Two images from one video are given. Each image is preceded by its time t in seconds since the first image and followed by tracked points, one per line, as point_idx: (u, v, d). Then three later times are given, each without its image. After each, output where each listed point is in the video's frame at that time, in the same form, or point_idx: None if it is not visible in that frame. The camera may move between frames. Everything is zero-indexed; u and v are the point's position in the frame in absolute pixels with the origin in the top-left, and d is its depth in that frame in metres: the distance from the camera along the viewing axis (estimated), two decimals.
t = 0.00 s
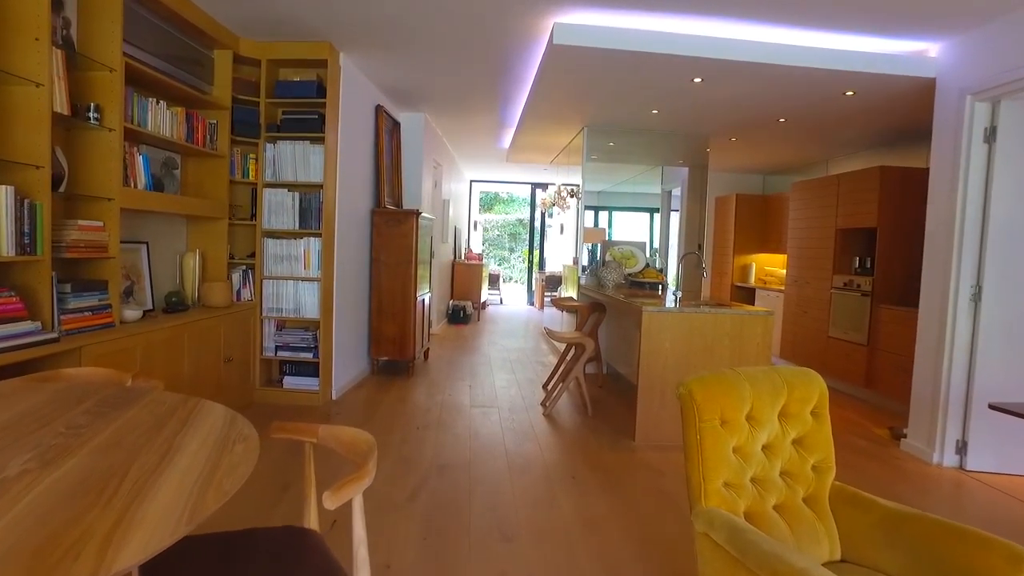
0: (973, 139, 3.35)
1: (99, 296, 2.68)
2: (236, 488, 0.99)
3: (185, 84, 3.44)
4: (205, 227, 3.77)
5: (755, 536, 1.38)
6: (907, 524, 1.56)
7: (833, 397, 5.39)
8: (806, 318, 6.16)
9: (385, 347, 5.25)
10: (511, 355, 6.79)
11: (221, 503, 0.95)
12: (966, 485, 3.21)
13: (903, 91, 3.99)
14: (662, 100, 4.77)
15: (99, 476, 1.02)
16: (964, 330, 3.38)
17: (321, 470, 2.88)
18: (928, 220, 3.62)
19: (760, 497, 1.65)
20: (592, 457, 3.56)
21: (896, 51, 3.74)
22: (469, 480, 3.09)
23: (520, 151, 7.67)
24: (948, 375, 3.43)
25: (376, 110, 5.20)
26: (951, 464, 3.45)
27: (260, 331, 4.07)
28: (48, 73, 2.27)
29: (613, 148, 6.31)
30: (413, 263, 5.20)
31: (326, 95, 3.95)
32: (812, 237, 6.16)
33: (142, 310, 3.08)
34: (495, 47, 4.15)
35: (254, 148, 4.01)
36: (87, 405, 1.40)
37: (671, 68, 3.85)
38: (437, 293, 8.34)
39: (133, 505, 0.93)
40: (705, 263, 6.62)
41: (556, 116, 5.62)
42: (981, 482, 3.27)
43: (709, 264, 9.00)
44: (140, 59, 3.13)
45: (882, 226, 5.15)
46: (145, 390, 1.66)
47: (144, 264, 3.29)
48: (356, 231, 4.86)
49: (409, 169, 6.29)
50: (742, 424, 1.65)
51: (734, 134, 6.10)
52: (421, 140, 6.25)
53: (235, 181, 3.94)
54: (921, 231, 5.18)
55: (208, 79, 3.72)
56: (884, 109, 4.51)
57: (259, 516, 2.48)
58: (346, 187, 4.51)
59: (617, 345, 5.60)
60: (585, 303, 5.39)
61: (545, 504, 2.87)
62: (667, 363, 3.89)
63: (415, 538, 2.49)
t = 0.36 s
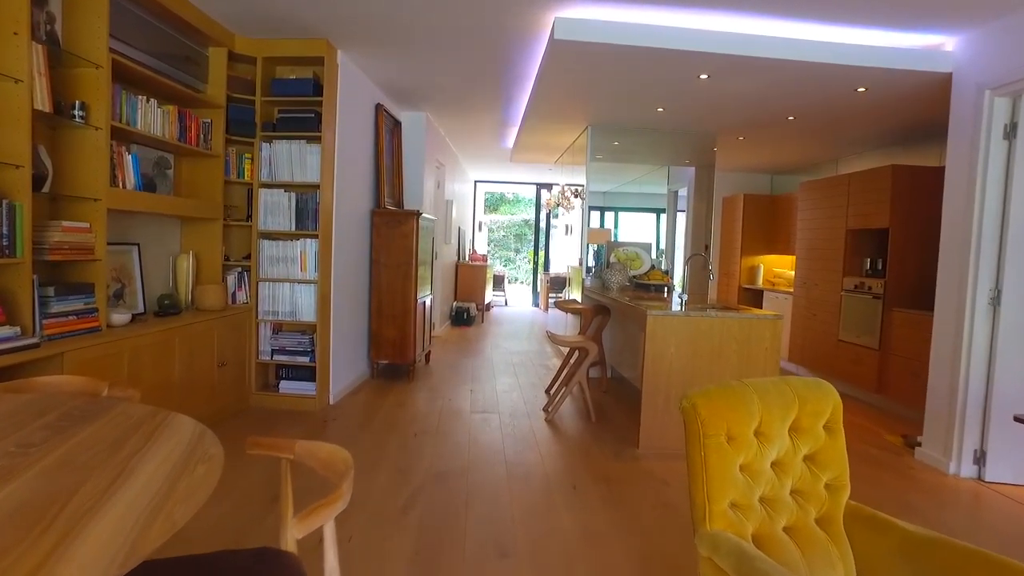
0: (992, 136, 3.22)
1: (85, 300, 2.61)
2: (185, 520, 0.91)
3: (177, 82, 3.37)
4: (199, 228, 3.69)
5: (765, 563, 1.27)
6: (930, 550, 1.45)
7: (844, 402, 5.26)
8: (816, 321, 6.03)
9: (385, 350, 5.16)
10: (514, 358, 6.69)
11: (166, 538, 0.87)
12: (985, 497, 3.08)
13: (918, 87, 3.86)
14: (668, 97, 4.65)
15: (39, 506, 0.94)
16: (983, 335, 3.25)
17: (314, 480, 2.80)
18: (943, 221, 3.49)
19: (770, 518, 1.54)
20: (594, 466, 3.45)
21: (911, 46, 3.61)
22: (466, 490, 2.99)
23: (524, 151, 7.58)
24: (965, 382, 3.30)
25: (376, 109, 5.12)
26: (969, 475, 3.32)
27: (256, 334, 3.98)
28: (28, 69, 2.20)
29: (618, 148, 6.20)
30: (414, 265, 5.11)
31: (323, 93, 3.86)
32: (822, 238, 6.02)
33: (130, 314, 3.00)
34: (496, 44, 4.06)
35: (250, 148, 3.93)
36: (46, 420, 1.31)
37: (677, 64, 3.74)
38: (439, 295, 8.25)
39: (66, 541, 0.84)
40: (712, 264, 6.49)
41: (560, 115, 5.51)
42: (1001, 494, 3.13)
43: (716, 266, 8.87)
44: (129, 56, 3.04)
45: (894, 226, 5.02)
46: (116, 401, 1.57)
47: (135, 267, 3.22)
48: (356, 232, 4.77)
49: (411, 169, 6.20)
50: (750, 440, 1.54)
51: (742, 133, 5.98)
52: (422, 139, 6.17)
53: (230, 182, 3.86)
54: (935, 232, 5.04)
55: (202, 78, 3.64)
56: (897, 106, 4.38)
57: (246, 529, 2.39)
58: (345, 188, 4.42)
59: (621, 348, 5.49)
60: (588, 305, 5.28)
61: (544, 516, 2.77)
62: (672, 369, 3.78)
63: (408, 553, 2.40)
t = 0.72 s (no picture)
0: (1017, 132, 3.08)
1: (76, 302, 2.55)
2: (134, 548, 0.83)
3: (174, 80, 3.31)
4: (198, 228, 3.63)
5: None
6: None
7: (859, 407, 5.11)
8: (829, 324, 5.88)
9: (389, 353, 5.08)
10: (521, 360, 6.59)
11: (110, 568, 0.79)
12: (1010, 509, 2.95)
13: (937, 82, 3.72)
14: (677, 94, 4.55)
15: None
16: (1007, 340, 3.11)
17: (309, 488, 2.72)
18: (965, 221, 3.36)
19: (784, 539, 1.44)
20: (600, 473, 3.35)
21: (931, 38, 3.48)
22: (467, 498, 2.90)
23: (531, 150, 7.49)
24: (989, 388, 3.16)
25: (379, 107, 5.04)
26: (992, 486, 3.18)
27: (256, 336, 3.92)
28: (13, 63, 2.14)
29: (627, 147, 6.09)
30: (417, 266, 5.03)
31: (324, 90, 3.78)
32: (835, 238, 5.87)
33: (125, 316, 2.94)
34: (501, 40, 3.97)
35: (249, 146, 3.87)
36: (8, 433, 1.24)
37: (687, 59, 3.63)
38: (446, 296, 8.18)
39: None
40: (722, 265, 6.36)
41: (567, 113, 5.41)
42: None
43: (726, 266, 8.72)
44: (123, 53, 2.97)
45: (912, 226, 4.86)
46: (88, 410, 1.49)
47: (131, 268, 3.16)
48: (358, 232, 4.70)
49: (415, 169, 6.13)
50: (763, 455, 1.44)
51: (753, 131, 5.85)
52: (427, 139, 6.09)
53: (229, 181, 3.80)
54: (954, 232, 4.88)
55: (200, 75, 3.57)
56: (915, 102, 4.24)
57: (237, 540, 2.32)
58: (347, 187, 4.35)
59: (629, 351, 5.38)
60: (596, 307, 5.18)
61: (547, 527, 2.67)
62: (681, 373, 3.66)
63: (403, 566, 2.31)
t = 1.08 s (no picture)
0: None
1: (75, 303, 2.50)
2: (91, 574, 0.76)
3: (178, 78, 3.27)
4: (202, 228, 3.59)
5: None
6: None
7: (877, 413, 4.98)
8: (845, 326, 5.74)
9: (396, 355, 5.02)
10: (530, 362, 6.51)
11: None
12: None
13: (961, 76, 3.59)
14: (689, 91, 4.45)
15: None
16: None
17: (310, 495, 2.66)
18: (990, 220, 3.23)
19: (805, 559, 1.35)
20: (610, 480, 3.26)
21: (954, 30, 3.36)
22: (472, 505, 2.82)
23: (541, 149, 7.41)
24: (1016, 394, 3.03)
25: (387, 106, 4.99)
26: (1020, 497, 3.05)
27: (261, 338, 3.87)
28: (9, 60, 2.10)
29: (638, 146, 5.97)
30: (425, 266, 4.97)
31: (329, 88, 3.73)
32: (852, 238, 5.73)
33: (125, 317, 2.90)
34: (509, 37, 3.90)
35: (254, 145, 3.83)
36: None
37: (700, 55, 3.54)
38: (455, 297, 8.11)
39: None
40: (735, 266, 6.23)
41: (577, 111, 5.33)
42: None
43: (739, 268, 8.58)
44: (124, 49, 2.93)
45: (932, 226, 4.73)
46: (73, 417, 1.44)
47: (133, 268, 3.12)
48: (365, 233, 4.65)
49: (424, 169, 6.07)
50: (782, 469, 1.35)
51: (768, 129, 5.73)
52: (436, 138, 6.03)
53: (234, 180, 3.75)
54: (977, 232, 4.74)
55: (204, 73, 3.52)
56: (936, 97, 4.11)
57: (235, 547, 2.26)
58: (353, 187, 4.30)
59: (640, 353, 5.28)
60: (606, 309, 5.10)
61: (555, 536, 2.59)
62: (693, 377, 3.56)
63: None
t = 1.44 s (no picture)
0: None
1: (73, 305, 2.44)
2: None
3: (181, 76, 3.20)
4: (205, 229, 3.52)
5: None
6: None
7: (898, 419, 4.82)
8: (864, 330, 5.58)
9: (403, 358, 4.93)
10: (540, 365, 6.40)
11: None
12: None
13: (989, 69, 3.45)
14: (704, 88, 4.34)
15: None
16: None
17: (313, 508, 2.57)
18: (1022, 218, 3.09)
19: None
20: (622, 489, 3.14)
21: (982, 22, 3.23)
22: (479, 516, 2.72)
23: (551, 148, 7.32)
24: None
25: (395, 104, 4.91)
26: None
27: (265, 341, 3.80)
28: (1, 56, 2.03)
29: (651, 145, 5.87)
30: (433, 268, 4.88)
31: (335, 86, 3.65)
32: (871, 239, 5.58)
33: (125, 320, 2.83)
34: (520, 33, 3.81)
35: (258, 144, 3.76)
36: None
37: (716, 50, 3.43)
38: (464, 299, 8.02)
39: None
40: (750, 268, 6.09)
41: (588, 110, 5.23)
42: None
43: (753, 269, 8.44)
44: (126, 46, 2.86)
45: (956, 227, 4.56)
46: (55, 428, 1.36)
47: (134, 269, 3.06)
48: (372, 233, 4.57)
49: (432, 169, 5.99)
50: (814, 491, 1.23)
51: (784, 127, 5.59)
52: (445, 137, 5.95)
53: (238, 180, 3.68)
54: (1003, 233, 4.58)
55: (207, 70, 3.45)
56: (962, 92, 3.96)
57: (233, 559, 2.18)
58: (360, 187, 4.22)
59: (653, 357, 5.16)
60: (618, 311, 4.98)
61: (566, 549, 2.48)
62: (709, 383, 3.44)
63: None
